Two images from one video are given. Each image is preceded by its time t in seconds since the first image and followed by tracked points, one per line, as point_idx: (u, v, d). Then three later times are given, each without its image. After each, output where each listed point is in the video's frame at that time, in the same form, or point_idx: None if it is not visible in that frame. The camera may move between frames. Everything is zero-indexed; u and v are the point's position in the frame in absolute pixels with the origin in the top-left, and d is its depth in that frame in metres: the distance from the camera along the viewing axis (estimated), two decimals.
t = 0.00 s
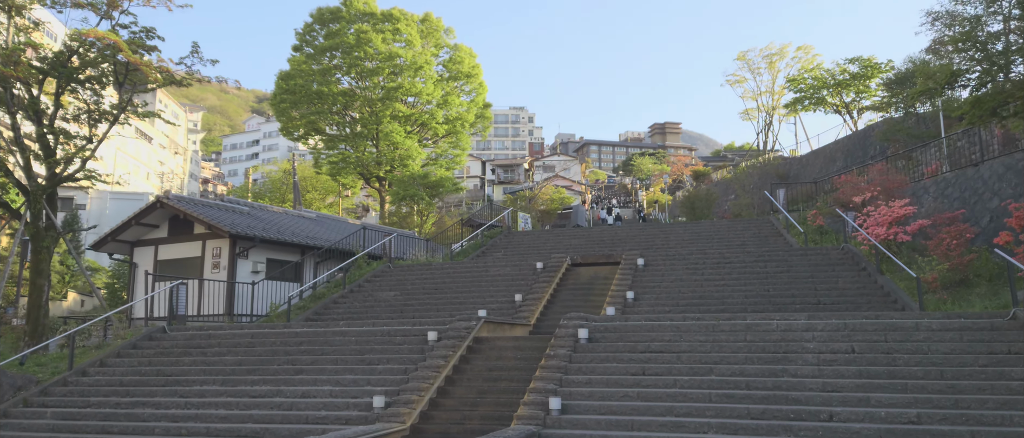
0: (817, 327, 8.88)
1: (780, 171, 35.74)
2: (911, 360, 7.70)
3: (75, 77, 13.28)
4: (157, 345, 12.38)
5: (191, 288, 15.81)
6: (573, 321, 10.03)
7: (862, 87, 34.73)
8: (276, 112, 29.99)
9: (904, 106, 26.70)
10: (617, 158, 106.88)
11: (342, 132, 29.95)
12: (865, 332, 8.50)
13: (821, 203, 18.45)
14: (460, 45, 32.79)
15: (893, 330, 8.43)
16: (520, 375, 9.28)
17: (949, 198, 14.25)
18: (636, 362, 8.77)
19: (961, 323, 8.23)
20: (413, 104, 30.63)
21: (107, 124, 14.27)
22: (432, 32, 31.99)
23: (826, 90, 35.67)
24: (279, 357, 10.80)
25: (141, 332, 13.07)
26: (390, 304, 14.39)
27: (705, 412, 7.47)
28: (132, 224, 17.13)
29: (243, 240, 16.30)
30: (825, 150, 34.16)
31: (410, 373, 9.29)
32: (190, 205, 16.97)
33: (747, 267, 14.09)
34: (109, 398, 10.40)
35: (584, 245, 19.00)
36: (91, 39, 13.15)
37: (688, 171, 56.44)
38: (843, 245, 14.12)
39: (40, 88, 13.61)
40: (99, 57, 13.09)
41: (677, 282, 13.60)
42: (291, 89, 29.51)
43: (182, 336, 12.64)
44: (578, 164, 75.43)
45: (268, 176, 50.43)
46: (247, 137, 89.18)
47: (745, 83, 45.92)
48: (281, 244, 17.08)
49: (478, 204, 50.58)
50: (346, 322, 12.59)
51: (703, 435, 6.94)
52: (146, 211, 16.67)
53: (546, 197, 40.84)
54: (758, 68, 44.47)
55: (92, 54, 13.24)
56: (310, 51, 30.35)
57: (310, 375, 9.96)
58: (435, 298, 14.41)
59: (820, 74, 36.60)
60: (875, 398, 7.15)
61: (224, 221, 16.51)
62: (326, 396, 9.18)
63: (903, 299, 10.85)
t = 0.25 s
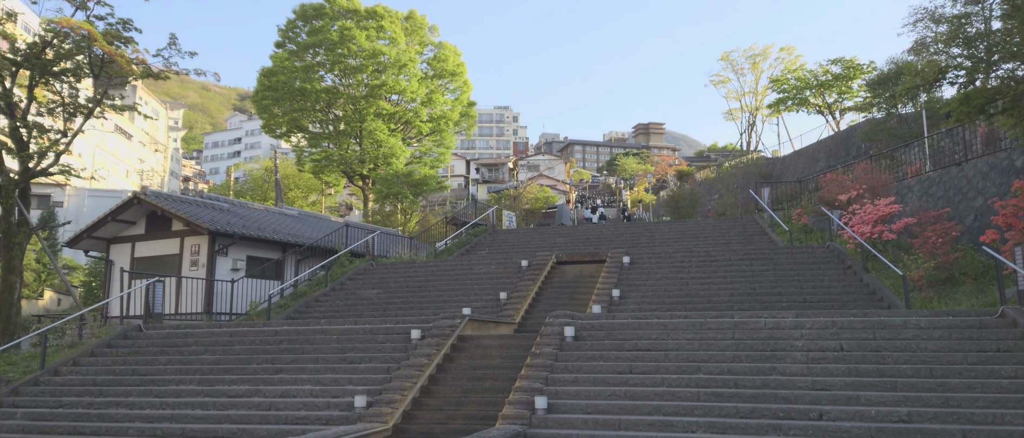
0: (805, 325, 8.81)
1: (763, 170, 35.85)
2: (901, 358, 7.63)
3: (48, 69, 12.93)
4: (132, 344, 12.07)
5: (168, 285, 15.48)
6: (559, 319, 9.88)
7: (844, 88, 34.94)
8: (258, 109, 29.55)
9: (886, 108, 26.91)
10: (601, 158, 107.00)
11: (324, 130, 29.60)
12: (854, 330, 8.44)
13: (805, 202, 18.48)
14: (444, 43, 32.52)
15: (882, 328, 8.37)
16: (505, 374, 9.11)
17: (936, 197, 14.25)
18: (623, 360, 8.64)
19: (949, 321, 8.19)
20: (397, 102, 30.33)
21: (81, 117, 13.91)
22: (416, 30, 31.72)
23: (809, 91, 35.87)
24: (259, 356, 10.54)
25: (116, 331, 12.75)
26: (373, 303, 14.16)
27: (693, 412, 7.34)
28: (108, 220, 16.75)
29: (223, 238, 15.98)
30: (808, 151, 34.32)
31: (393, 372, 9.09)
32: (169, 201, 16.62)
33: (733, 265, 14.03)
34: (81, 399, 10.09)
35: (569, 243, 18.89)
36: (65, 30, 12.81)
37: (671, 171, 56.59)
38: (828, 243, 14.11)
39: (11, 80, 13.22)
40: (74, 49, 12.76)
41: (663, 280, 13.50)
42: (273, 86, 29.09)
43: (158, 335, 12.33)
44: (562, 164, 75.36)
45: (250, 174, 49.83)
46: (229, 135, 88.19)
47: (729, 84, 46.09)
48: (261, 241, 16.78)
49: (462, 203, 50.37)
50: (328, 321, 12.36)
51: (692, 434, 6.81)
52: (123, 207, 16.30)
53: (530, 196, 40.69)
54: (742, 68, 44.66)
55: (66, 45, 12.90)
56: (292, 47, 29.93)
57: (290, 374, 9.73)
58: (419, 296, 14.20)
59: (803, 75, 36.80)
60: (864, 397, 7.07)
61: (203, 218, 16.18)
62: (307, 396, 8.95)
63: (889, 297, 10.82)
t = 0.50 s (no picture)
0: (790, 325, 8.73)
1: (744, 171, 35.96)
2: (886, 359, 7.55)
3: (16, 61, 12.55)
4: (102, 345, 11.72)
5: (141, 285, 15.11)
6: (542, 319, 9.72)
7: (825, 90, 35.19)
8: (236, 107, 29.00)
9: (867, 110, 27.12)
10: (583, 159, 107.12)
11: (304, 128, 29.19)
12: (839, 330, 8.36)
13: (787, 202, 18.50)
14: (427, 42, 32.16)
15: (867, 328, 8.30)
16: (486, 375, 8.92)
17: (917, 197, 14.31)
18: (607, 361, 8.48)
19: (935, 321, 8.14)
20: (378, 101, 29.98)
21: (51, 111, 13.53)
22: (398, 28, 31.39)
23: (790, 93, 36.09)
24: (233, 357, 10.25)
25: (86, 331, 12.38)
26: (352, 303, 13.90)
27: (678, 413, 7.20)
28: (80, 218, 16.31)
29: (198, 236, 15.62)
30: (788, 152, 34.49)
31: (371, 374, 8.86)
32: (142, 199, 16.22)
33: (716, 265, 13.96)
34: (47, 401, 9.74)
35: (552, 243, 18.74)
36: (34, 21, 12.44)
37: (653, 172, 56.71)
38: (811, 243, 14.10)
39: None
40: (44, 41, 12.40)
41: (646, 280, 13.38)
42: (253, 83, 28.58)
43: (130, 336, 11.98)
44: (544, 164, 75.29)
45: (228, 172, 49.12)
46: (207, 134, 87.04)
47: (710, 85, 46.28)
48: (238, 240, 16.43)
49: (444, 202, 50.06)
50: (305, 321, 12.07)
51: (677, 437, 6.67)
52: (95, 205, 15.88)
53: (513, 196, 40.51)
54: (724, 70, 44.85)
55: (35, 37, 12.53)
56: (272, 44, 29.44)
57: (265, 376, 9.46)
58: (399, 296, 13.96)
59: (784, 77, 37.02)
60: (850, 397, 6.98)
61: (177, 215, 15.80)
62: (282, 399, 8.70)
63: (872, 297, 10.78)
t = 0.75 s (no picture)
0: (775, 325, 8.64)
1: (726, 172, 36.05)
2: (873, 359, 7.48)
3: None
4: (73, 346, 11.37)
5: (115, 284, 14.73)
6: (525, 319, 9.56)
7: (806, 92, 35.39)
8: (215, 105, 28.30)
9: (849, 112, 27.29)
10: (565, 159, 107.17)
11: (285, 126, 28.74)
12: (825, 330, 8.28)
13: (770, 203, 18.51)
14: (409, 40, 31.68)
15: (854, 329, 8.23)
16: (468, 376, 8.73)
17: (899, 198, 14.36)
18: (592, 362, 8.33)
19: (921, 321, 8.10)
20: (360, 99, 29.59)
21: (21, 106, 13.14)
22: (380, 26, 31.01)
23: (772, 94, 36.26)
24: (208, 358, 9.96)
25: (56, 332, 12.02)
26: (332, 303, 13.65)
27: (663, 415, 7.07)
28: (52, 216, 15.88)
29: (174, 235, 15.26)
30: (770, 154, 34.60)
31: (350, 375, 8.64)
32: (116, 196, 15.82)
33: (700, 265, 13.88)
34: (14, 405, 9.41)
35: (535, 243, 18.59)
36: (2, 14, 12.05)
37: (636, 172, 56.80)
38: (794, 243, 14.08)
39: None
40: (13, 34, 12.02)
41: (630, 280, 13.26)
42: (232, 80, 27.99)
43: (101, 336, 11.65)
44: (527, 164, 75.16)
45: (207, 171, 48.41)
46: (187, 132, 85.88)
47: (693, 86, 46.40)
48: (215, 239, 16.08)
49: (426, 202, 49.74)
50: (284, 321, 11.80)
51: None
52: (67, 203, 15.46)
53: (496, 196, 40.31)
54: (706, 71, 44.98)
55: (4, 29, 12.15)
56: (252, 41, 28.88)
57: (240, 378, 9.20)
58: (380, 296, 13.73)
59: (766, 79, 37.20)
60: (837, 399, 6.89)
61: (152, 214, 15.42)
62: (258, 401, 8.44)
63: (856, 297, 10.75)
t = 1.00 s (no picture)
0: (764, 324, 8.54)
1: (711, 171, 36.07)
2: (864, 358, 7.40)
3: None
4: (46, 347, 11.05)
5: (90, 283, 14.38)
6: (511, 318, 9.39)
7: (790, 92, 35.54)
8: (196, 102, 27.81)
9: (834, 112, 27.32)
10: (551, 159, 107.08)
11: (267, 124, 28.34)
12: (815, 329, 8.19)
13: (756, 202, 18.49)
14: (394, 39, 31.29)
15: (844, 327, 8.15)
16: (453, 376, 8.54)
17: (886, 197, 14.36)
18: (579, 361, 8.18)
19: (911, 320, 8.05)
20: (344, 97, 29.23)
21: None
22: (365, 24, 30.62)
23: (756, 94, 36.36)
24: (185, 359, 9.69)
25: (29, 331, 11.68)
26: (314, 302, 13.41)
27: (652, 415, 6.93)
28: (27, 213, 15.49)
29: (152, 232, 14.92)
30: (755, 154, 34.65)
31: (332, 376, 8.42)
32: (93, 193, 15.45)
33: (686, 264, 13.78)
34: None
35: (521, 242, 18.42)
36: None
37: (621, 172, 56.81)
38: (781, 242, 14.03)
39: None
40: None
41: (616, 278, 13.14)
42: (214, 78, 27.51)
43: (76, 336, 11.33)
44: (513, 164, 74.99)
45: (189, 170, 47.78)
46: (169, 131, 84.87)
47: (678, 86, 46.47)
48: (195, 237, 15.76)
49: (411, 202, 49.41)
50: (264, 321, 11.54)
51: None
52: (42, 200, 15.08)
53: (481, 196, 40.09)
54: (692, 71, 45.03)
55: None
56: (235, 39, 28.38)
57: (219, 378, 8.94)
58: (363, 295, 13.50)
59: (751, 79, 37.30)
60: (829, 398, 6.78)
61: (130, 211, 15.08)
62: (236, 403, 8.20)
63: (844, 295, 10.68)
